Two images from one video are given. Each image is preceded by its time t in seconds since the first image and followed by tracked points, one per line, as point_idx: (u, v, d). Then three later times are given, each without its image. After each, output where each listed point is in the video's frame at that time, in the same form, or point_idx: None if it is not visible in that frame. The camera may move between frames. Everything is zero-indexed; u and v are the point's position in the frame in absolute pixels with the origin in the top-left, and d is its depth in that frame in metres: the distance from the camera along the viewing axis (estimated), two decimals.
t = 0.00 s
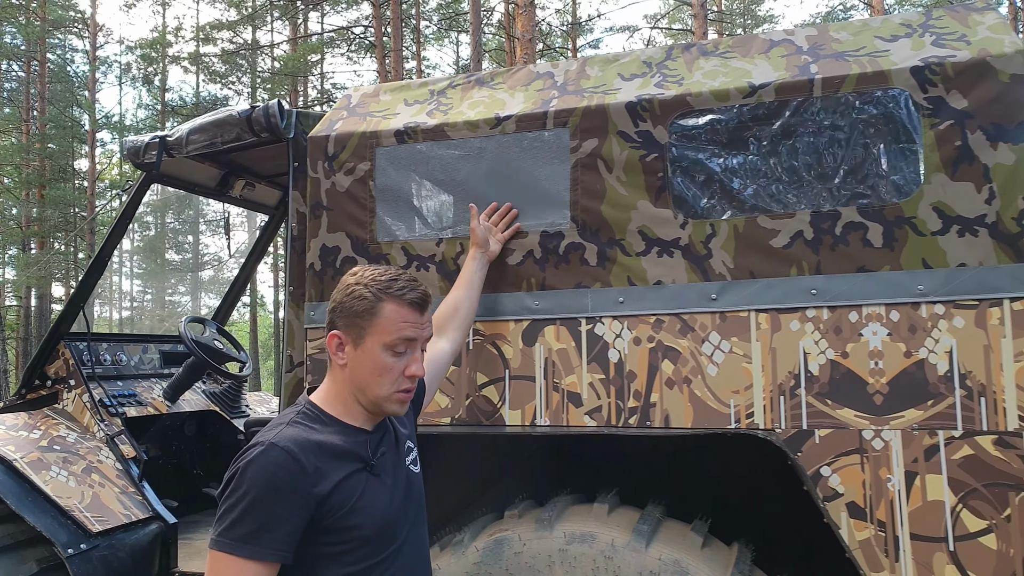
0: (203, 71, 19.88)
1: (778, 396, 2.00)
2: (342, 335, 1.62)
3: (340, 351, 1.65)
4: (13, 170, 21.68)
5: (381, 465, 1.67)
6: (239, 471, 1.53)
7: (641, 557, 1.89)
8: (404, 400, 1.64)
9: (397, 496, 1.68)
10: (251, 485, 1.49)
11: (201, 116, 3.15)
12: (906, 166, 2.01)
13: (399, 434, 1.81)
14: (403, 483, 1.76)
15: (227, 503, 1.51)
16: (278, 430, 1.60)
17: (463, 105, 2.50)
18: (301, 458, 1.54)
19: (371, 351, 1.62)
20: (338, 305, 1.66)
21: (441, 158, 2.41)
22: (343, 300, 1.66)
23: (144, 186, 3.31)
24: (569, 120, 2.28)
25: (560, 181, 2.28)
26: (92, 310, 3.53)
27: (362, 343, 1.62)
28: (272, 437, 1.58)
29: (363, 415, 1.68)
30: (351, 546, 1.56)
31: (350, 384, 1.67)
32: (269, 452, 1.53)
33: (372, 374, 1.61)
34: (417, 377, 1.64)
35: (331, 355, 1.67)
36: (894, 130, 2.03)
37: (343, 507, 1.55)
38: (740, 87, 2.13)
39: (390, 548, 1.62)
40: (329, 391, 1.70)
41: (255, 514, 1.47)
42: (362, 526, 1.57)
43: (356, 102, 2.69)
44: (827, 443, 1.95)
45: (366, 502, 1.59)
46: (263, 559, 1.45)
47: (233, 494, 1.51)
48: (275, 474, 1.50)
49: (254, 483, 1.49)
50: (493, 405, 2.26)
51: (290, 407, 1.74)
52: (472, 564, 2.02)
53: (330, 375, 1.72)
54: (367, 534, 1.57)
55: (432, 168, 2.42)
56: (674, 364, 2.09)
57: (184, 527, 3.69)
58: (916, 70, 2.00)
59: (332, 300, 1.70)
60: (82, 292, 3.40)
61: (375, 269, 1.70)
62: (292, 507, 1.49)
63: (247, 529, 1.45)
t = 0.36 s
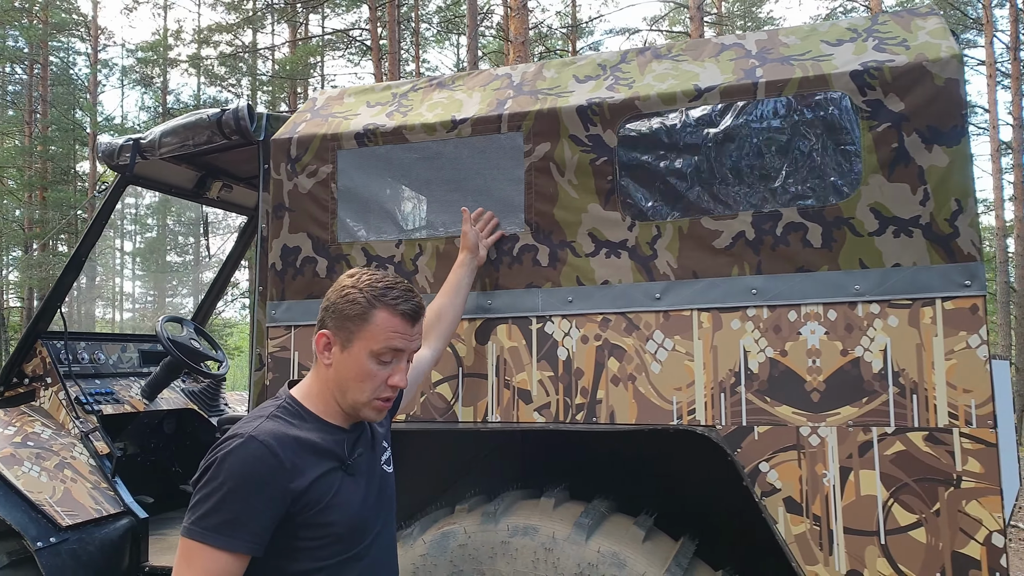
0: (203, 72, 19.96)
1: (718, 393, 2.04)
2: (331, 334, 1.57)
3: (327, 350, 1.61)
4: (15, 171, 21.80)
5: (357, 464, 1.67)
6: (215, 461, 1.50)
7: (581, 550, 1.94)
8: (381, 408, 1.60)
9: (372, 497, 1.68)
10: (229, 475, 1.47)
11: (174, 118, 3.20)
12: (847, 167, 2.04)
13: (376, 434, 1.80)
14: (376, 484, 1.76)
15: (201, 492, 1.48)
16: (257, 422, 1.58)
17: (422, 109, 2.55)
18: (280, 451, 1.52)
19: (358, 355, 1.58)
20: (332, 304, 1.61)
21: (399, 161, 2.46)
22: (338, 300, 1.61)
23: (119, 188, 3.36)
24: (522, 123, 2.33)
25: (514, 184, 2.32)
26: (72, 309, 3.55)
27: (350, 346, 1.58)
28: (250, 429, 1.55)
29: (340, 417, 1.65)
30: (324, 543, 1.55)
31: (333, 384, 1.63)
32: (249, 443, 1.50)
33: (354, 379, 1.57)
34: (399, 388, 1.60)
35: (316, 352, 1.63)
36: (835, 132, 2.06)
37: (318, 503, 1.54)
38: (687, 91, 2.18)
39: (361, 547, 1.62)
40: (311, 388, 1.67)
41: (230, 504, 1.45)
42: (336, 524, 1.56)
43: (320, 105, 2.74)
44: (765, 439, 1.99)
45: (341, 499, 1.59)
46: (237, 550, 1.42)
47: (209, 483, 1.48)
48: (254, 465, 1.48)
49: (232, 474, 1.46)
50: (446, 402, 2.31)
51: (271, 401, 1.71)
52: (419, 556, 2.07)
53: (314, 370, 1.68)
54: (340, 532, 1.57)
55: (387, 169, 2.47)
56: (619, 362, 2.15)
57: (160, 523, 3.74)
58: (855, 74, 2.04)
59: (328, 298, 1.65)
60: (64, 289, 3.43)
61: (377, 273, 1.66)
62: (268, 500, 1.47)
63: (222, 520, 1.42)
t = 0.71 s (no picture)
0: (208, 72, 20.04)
1: (679, 391, 2.06)
2: (310, 348, 1.39)
3: (304, 366, 1.42)
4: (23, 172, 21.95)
5: (337, 486, 1.48)
6: (176, 488, 1.34)
7: (540, 546, 1.96)
8: (357, 434, 1.42)
9: (356, 520, 1.51)
10: (189, 505, 1.30)
11: (155, 120, 3.24)
12: (807, 167, 2.04)
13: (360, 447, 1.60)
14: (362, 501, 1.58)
15: (161, 522, 1.32)
16: (224, 444, 1.40)
17: (394, 110, 2.58)
18: (247, 479, 1.34)
19: (336, 378, 1.39)
20: (313, 317, 1.42)
21: (368, 160, 2.48)
22: (321, 313, 1.42)
23: (104, 187, 3.42)
24: (489, 124, 2.35)
25: (480, 183, 2.34)
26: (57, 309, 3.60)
27: (328, 366, 1.39)
28: (215, 452, 1.38)
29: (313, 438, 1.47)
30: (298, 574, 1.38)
31: (308, 401, 1.45)
32: (211, 469, 1.33)
33: (330, 403, 1.39)
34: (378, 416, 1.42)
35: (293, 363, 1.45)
36: (796, 132, 2.06)
37: (289, 533, 1.37)
38: (650, 92, 2.19)
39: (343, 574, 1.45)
40: (286, 402, 1.49)
41: (189, 537, 1.29)
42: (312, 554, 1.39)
43: (296, 107, 2.77)
44: (725, 437, 2.01)
45: (317, 527, 1.40)
46: None
47: (167, 513, 1.32)
48: (216, 494, 1.31)
49: (192, 504, 1.30)
50: (415, 400, 2.33)
51: (244, 413, 1.53)
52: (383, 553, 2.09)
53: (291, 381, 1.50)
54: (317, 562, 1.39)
55: (357, 169, 2.49)
56: (583, 361, 2.17)
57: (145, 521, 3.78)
58: (816, 74, 2.04)
59: (311, 305, 1.46)
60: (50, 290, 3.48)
61: (367, 284, 1.46)
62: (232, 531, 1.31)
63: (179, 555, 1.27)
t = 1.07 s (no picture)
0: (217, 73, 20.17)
1: (644, 386, 2.07)
2: (273, 353, 1.31)
3: (267, 373, 1.34)
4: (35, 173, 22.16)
5: (305, 509, 1.41)
6: (118, 529, 1.22)
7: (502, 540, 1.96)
8: (332, 444, 1.34)
9: (327, 541, 1.42)
10: (133, 550, 1.19)
11: (141, 119, 3.27)
12: (771, 162, 2.04)
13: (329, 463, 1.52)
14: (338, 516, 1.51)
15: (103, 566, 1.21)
16: (170, 474, 1.28)
17: (369, 109, 2.59)
18: (198, 512, 1.24)
19: (306, 385, 1.31)
20: (277, 318, 1.34)
21: (342, 158, 2.50)
22: (286, 313, 1.34)
23: (92, 187, 3.46)
24: (460, 121, 2.36)
25: (451, 179, 2.35)
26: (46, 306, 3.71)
27: (295, 371, 1.31)
28: (162, 483, 1.27)
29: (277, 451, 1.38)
30: None
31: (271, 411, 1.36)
32: (157, 506, 1.22)
33: (300, 413, 1.31)
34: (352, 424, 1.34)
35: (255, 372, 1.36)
36: (760, 127, 2.06)
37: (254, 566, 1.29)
38: (617, 88, 2.20)
39: None
40: (247, 413, 1.40)
41: None
42: None
43: (274, 105, 2.79)
44: (689, 432, 2.01)
45: (286, 557, 1.33)
46: None
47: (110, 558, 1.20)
48: (166, 535, 1.20)
49: (138, 549, 1.19)
50: (386, 396, 2.34)
51: (196, 429, 1.42)
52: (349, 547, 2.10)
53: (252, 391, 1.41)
54: None
55: (330, 166, 2.51)
56: (550, 356, 2.17)
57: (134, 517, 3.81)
58: (780, 69, 2.04)
59: (270, 305, 1.37)
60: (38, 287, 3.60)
61: (331, 277, 1.38)
62: None
63: None
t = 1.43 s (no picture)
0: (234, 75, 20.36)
1: (607, 384, 2.06)
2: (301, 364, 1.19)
3: (294, 384, 1.22)
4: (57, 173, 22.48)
5: (317, 533, 1.28)
6: (108, 544, 1.11)
7: (463, 538, 1.96)
8: (364, 461, 1.22)
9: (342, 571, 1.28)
10: (121, 566, 1.08)
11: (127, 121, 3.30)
12: (734, 158, 2.01)
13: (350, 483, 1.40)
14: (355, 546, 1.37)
15: None
16: (170, 486, 1.17)
17: (342, 109, 2.59)
18: (195, 533, 1.12)
19: (335, 395, 1.19)
20: (303, 324, 1.22)
21: (315, 157, 2.50)
22: (315, 317, 1.22)
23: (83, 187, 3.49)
24: (429, 119, 2.35)
25: (420, 177, 2.35)
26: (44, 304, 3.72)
27: (326, 383, 1.19)
28: (160, 497, 1.15)
29: (299, 470, 1.26)
30: None
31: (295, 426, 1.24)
32: (148, 522, 1.11)
33: (330, 427, 1.19)
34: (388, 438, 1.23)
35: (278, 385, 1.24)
36: (725, 122, 2.03)
37: None
38: (583, 84, 2.18)
39: None
40: (266, 425, 1.27)
41: None
42: None
43: (252, 106, 2.80)
44: (651, 430, 2.00)
45: None
46: None
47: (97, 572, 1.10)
48: (157, 555, 1.09)
49: (125, 567, 1.07)
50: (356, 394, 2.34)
51: (209, 442, 1.30)
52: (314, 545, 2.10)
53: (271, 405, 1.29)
54: None
55: (303, 165, 2.51)
56: (516, 354, 2.17)
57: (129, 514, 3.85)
58: (745, 62, 2.01)
59: (294, 309, 1.25)
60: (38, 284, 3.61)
61: (360, 276, 1.26)
62: None
63: None
